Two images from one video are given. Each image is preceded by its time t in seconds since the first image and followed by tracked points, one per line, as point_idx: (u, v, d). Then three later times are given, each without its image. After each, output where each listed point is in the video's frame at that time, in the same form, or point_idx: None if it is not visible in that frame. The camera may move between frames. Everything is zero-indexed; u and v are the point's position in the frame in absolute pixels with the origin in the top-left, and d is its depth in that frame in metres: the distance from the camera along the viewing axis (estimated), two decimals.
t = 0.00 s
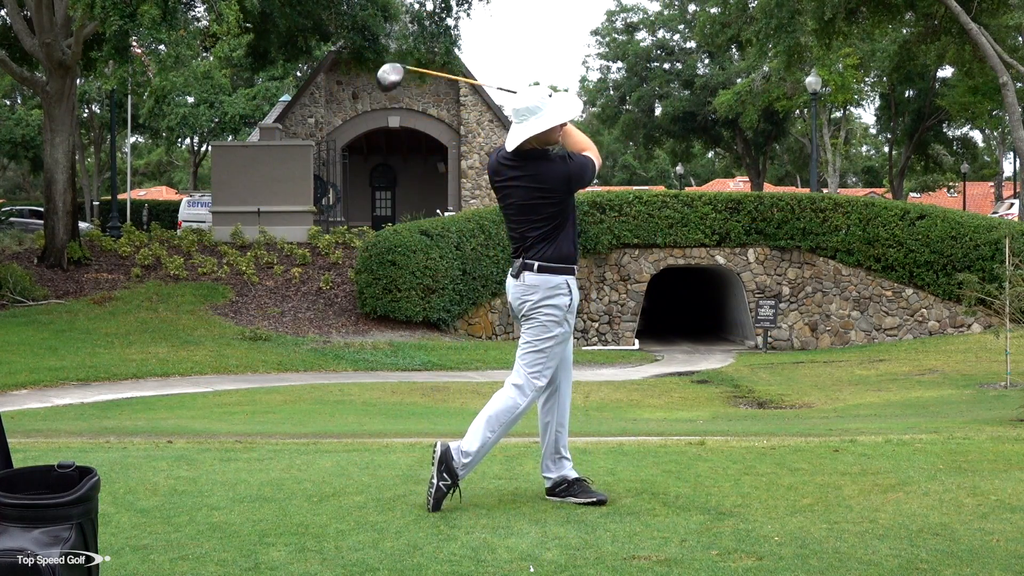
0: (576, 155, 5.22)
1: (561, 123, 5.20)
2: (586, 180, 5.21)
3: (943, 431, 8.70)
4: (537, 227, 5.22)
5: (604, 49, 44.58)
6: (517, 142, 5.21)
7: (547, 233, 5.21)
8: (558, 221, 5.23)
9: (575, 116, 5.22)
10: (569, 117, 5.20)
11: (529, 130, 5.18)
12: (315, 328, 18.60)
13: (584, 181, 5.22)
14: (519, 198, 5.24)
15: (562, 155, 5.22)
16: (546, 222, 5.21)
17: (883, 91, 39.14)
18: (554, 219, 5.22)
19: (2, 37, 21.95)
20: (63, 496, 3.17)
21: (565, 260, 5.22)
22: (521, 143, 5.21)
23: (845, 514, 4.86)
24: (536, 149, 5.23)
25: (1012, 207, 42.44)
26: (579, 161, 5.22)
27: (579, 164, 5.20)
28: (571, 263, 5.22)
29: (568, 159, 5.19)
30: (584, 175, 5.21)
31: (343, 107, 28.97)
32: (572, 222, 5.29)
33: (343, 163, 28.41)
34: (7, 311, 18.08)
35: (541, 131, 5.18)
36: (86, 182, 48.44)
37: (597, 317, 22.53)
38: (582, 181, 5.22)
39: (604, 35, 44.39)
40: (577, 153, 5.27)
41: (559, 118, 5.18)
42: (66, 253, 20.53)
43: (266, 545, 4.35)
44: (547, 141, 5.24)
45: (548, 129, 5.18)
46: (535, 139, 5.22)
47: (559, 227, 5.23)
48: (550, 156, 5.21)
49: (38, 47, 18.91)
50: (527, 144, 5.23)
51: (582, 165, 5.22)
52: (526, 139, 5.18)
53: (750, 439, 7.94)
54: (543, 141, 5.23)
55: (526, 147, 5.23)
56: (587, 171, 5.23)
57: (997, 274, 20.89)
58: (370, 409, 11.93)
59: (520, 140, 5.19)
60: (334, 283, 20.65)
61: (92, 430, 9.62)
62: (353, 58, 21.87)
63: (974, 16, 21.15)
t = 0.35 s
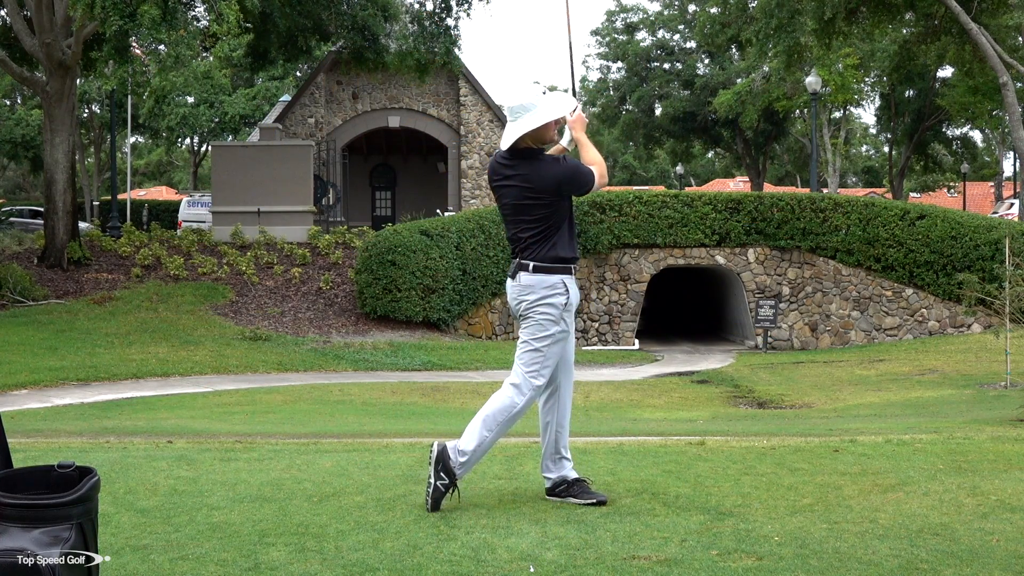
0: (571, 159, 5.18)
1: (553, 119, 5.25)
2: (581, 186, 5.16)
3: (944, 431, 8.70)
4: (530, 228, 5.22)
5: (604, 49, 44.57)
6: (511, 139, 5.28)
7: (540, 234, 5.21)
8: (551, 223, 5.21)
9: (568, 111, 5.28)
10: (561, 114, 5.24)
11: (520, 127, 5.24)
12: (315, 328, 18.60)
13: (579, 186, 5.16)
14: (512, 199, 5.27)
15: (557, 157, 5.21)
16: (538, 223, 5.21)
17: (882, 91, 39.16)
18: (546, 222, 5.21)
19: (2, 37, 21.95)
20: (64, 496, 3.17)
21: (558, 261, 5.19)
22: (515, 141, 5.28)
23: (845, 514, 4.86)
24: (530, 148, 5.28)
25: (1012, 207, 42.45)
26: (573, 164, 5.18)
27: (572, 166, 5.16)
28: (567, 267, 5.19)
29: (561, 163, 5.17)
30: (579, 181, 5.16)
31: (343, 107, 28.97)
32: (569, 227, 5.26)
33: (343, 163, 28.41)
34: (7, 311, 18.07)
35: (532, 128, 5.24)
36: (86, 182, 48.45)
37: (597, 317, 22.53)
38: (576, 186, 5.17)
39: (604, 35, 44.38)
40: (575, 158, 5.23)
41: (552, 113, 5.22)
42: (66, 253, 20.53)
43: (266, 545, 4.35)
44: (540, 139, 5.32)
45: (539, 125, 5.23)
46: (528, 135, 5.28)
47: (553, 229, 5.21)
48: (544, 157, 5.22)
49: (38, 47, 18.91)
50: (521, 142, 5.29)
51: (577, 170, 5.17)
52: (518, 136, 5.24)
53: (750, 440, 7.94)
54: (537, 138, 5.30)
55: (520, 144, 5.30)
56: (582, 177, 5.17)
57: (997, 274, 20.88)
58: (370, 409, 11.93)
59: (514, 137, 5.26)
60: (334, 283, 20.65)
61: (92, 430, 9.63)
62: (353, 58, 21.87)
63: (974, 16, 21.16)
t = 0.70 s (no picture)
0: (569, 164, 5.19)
1: (552, 116, 5.28)
2: (577, 188, 5.15)
3: (944, 431, 8.70)
4: (525, 227, 5.24)
5: (604, 49, 44.56)
6: (510, 137, 5.33)
7: (536, 235, 5.22)
8: (546, 224, 5.21)
9: (567, 110, 5.29)
10: (561, 111, 5.27)
11: (518, 127, 5.28)
12: (315, 328, 18.60)
13: (575, 189, 5.16)
14: (509, 199, 5.31)
15: (554, 159, 5.23)
16: (535, 223, 5.22)
17: (882, 91, 39.17)
18: (542, 223, 5.21)
19: (2, 37, 21.94)
20: (63, 496, 3.17)
21: (555, 262, 5.19)
22: (514, 140, 5.32)
23: (845, 514, 4.86)
24: (529, 148, 5.33)
25: (1012, 207, 42.45)
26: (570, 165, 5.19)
27: (569, 168, 5.18)
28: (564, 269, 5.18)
29: (558, 164, 5.18)
30: (576, 183, 5.15)
31: (343, 107, 28.97)
32: (566, 230, 5.25)
33: (343, 163, 28.41)
34: (7, 311, 18.07)
35: (530, 126, 5.28)
36: (86, 182, 48.45)
37: (597, 317, 22.53)
38: (572, 189, 5.16)
39: (604, 35, 44.37)
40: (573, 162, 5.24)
41: (550, 111, 5.26)
42: (66, 253, 20.53)
43: (266, 544, 4.35)
44: (540, 138, 5.35)
45: (539, 122, 5.26)
46: (527, 133, 5.32)
47: (549, 232, 5.21)
48: (542, 158, 5.25)
49: (38, 47, 18.92)
50: (520, 142, 5.34)
51: (572, 174, 5.17)
52: (517, 135, 5.28)
53: (750, 439, 7.94)
54: (537, 136, 5.34)
55: (518, 143, 5.34)
56: (578, 181, 5.17)
57: (997, 274, 20.88)
58: (370, 409, 11.93)
59: (513, 137, 5.31)
60: (334, 283, 20.65)
61: (92, 430, 9.63)
62: (353, 58, 21.87)
63: (974, 16, 21.16)
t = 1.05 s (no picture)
0: (566, 164, 5.19)
1: (554, 113, 5.29)
2: (574, 190, 5.14)
3: (944, 431, 8.70)
4: (525, 227, 5.25)
5: (604, 49, 44.55)
6: (511, 136, 5.33)
7: (533, 234, 5.23)
8: (545, 224, 5.21)
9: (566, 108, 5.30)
10: (561, 109, 5.28)
11: (520, 124, 5.28)
12: (315, 328, 18.60)
13: (571, 192, 5.14)
14: (507, 199, 5.33)
15: (551, 159, 5.24)
16: (534, 223, 5.22)
17: (882, 91, 39.17)
18: (539, 223, 5.21)
19: (2, 37, 21.94)
20: (64, 496, 3.17)
21: (555, 262, 5.18)
22: (516, 137, 5.32)
23: (845, 514, 4.86)
24: (528, 146, 5.35)
25: (1012, 207, 42.45)
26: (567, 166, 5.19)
27: (566, 167, 5.17)
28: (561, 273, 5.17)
29: (555, 164, 5.18)
30: (572, 185, 5.14)
31: (343, 107, 28.97)
32: (565, 231, 5.25)
33: (343, 163, 28.41)
34: (7, 311, 18.07)
35: (533, 124, 5.28)
36: (86, 182, 48.46)
37: (597, 317, 22.53)
38: (568, 192, 5.15)
39: (604, 35, 44.35)
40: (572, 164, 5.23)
41: (552, 108, 5.27)
42: (66, 253, 20.53)
43: (266, 545, 4.35)
44: (542, 137, 5.35)
45: (540, 121, 5.27)
46: (529, 131, 5.32)
47: (546, 233, 5.21)
48: (540, 158, 5.26)
49: (38, 47, 18.92)
50: (519, 141, 5.35)
51: (569, 176, 5.15)
52: (520, 131, 5.28)
53: (750, 440, 7.94)
54: (539, 135, 5.34)
55: (520, 141, 5.35)
56: (575, 184, 5.16)
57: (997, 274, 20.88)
58: (370, 409, 11.93)
59: (514, 135, 5.31)
60: (334, 283, 20.65)
61: (92, 430, 9.63)
62: (353, 58, 21.88)
63: (974, 16, 21.15)
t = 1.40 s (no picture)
0: (557, 174, 5.11)
1: (558, 112, 5.30)
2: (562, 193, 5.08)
3: (944, 431, 8.70)
4: (523, 227, 5.23)
5: (604, 49, 44.54)
6: (515, 135, 5.30)
7: (531, 235, 5.22)
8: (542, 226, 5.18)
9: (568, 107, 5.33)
10: (564, 108, 5.29)
11: (525, 123, 5.27)
12: (315, 328, 18.60)
13: (561, 201, 5.07)
14: (506, 201, 5.33)
15: (548, 163, 5.19)
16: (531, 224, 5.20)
17: (882, 91, 39.16)
18: (536, 228, 5.19)
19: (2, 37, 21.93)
20: (64, 495, 3.17)
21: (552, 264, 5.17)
22: (520, 136, 5.29)
23: (845, 514, 4.86)
24: (528, 145, 5.31)
25: (1012, 207, 42.47)
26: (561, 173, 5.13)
27: (559, 175, 5.12)
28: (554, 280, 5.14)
29: (547, 170, 5.13)
30: (560, 197, 5.07)
31: (343, 107, 28.96)
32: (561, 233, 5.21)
33: (343, 163, 28.41)
34: (7, 311, 18.07)
35: (538, 122, 5.28)
36: (86, 182, 48.47)
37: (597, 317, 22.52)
38: (554, 205, 5.07)
39: (604, 35, 44.34)
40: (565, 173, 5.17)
41: (556, 107, 5.29)
42: (66, 253, 20.53)
43: (266, 544, 4.35)
44: (546, 136, 5.34)
45: (544, 119, 5.27)
46: (533, 130, 5.31)
47: (542, 236, 5.20)
48: (537, 160, 5.23)
49: (38, 47, 18.93)
50: (518, 141, 5.33)
51: (556, 189, 5.07)
52: (524, 129, 5.26)
53: (750, 439, 7.94)
54: (543, 134, 5.33)
55: (522, 140, 5.32)
56: (563, 195, 5.08)
57: (997, 274, 20.89)
58: (370, 409, 11.93)
59: (520, 132, 5.28)
60: (334, 283, 20.65)
61: (92, 430, 9.63)
62: (353, 58, 21.86)
63: (974, 16, 21.14)
